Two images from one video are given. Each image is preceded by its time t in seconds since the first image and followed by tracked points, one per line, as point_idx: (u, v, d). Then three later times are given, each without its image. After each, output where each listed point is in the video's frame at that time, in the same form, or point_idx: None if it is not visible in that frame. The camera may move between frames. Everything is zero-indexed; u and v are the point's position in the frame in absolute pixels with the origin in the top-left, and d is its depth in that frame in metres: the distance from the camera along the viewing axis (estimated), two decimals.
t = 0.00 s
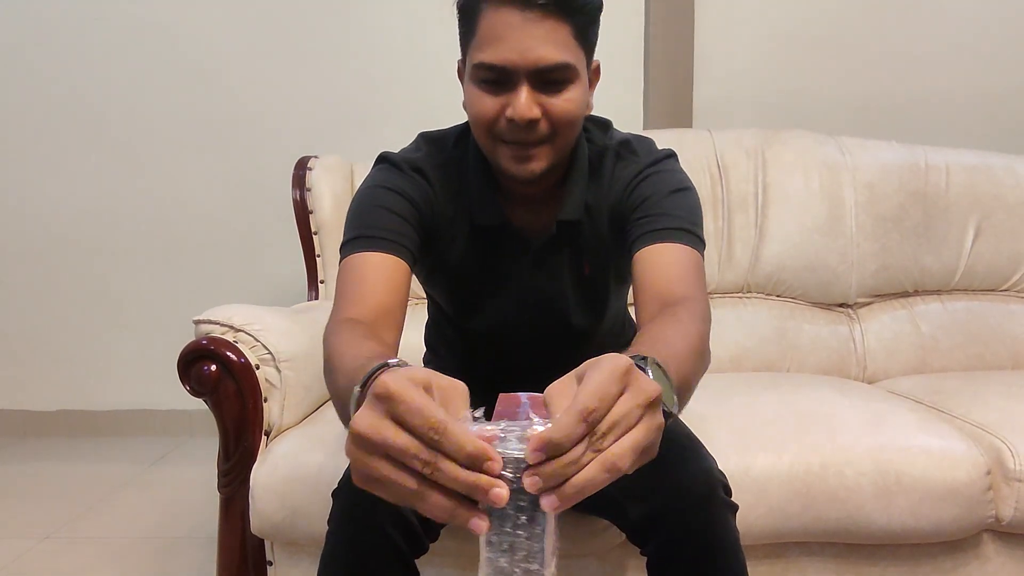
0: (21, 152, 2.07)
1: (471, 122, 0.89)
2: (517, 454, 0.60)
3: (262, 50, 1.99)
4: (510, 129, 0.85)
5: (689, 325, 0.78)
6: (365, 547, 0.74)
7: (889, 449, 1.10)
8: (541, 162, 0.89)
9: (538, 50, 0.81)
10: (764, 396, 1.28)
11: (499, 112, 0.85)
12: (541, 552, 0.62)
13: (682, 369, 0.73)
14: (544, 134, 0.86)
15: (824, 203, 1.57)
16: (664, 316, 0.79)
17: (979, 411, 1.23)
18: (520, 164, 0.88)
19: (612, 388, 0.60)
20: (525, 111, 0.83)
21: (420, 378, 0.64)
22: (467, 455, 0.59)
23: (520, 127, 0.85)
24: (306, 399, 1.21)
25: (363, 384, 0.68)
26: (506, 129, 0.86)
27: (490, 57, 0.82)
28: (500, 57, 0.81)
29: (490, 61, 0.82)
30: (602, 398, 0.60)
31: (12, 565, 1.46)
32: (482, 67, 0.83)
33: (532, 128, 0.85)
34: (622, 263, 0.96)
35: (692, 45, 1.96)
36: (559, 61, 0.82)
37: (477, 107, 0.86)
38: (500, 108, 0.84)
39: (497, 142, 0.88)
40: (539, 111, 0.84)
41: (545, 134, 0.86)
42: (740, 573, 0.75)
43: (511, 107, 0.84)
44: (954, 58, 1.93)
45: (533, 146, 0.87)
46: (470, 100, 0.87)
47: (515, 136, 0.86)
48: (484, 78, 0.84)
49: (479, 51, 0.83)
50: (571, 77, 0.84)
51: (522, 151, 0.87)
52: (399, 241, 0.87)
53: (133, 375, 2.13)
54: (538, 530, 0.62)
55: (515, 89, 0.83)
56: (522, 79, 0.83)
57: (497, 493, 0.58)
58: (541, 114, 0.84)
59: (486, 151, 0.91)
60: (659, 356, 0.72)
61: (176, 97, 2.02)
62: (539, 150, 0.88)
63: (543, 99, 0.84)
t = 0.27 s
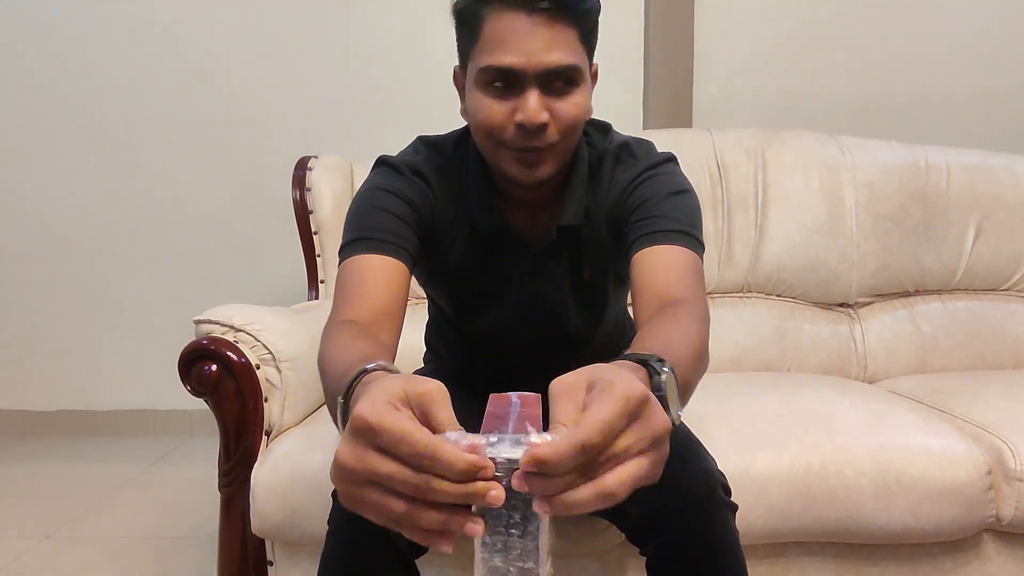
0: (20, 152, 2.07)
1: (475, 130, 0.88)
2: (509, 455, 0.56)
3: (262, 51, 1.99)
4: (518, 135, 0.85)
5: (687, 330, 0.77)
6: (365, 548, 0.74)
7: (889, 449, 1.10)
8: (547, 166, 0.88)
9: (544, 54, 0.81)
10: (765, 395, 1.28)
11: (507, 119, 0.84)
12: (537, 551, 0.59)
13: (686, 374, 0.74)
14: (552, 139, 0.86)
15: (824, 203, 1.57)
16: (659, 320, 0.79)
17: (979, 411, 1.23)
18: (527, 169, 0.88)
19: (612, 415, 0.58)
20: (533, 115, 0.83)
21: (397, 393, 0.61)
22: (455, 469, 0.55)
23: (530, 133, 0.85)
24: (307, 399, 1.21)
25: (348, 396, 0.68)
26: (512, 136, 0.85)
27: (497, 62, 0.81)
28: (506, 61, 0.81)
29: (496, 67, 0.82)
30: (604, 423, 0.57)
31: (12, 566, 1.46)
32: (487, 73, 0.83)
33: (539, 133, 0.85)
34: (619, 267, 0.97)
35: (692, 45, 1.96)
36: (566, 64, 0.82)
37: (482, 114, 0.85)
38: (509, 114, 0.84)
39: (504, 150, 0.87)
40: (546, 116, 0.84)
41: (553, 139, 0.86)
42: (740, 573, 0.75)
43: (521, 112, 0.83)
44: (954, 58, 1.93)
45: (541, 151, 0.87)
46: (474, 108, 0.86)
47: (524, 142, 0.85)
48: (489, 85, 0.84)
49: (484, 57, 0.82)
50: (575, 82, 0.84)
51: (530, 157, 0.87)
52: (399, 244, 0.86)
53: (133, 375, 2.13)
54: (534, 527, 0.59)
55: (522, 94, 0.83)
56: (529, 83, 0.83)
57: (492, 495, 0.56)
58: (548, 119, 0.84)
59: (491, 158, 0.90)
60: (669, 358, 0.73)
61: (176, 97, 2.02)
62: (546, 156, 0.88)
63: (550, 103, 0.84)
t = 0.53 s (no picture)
0: (21, 152, 2.07)
1: (491, 130, 0.86)
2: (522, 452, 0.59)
3: (262, 51, 1.99)
4: (542, 128, 0.83)
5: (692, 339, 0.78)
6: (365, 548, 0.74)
7: (889, 449, 1.10)
8: (570, 161, 0.87)
9: (562, 43, 0.81)
10: (765, 395, 1.28)
11: (528, 113, 0.83)
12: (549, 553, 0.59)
13: (694, 395, 0.76)
14: (574, 132, 0.85)
15: (825, 203, 1.57)
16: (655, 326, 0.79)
17: (980, 410, 1.23)
18: (552, 164, 0.86)
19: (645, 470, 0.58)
20: (560, 104, 0.82)
21: (391, 449, 0.60)
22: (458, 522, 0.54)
23: (553, 125, 0.83)
24: (307, 399, 1.21)
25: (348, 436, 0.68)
26: (537, 130, 0.83)
27: (516, 54, 0.81)
28: (526, 52, 0.81)
29: (515, 59, 0.81)
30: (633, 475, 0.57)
31: (13, 565, 1.46)
32: (505, 67, 0.82)
33: (563, 124, 0.83)
34: (619, 270, 0.97)
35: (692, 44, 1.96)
36: (582, 54, 0.83)
37: (503, 111, 0.83)
38: (529, 107, 0.83)
39: (523, 147, 0.85)
40: (571, 105, 0.83)
41: (574, 132, 0.85)
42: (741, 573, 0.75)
43: (542, 104, 0.82)
44: (955, 58, 1.93)
45: (562, 146, 0.86)
46: (489, 105, 0.84)
47: (547, 135, 0.84)
48: (509, 78, 0.83)
49: (500, 51, 0.82)
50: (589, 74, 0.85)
51: (552, 151, 0.85)
52: (400, 247, 0.86)
53: (134, 374, 2.13)
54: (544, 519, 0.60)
55: (546, 85, 0.83)
56: (552, 74, 0.82)
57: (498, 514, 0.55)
58: (572, 108, 0.83)
59: (506, 158, 0.88)
60: (684, 384, 0.74)
61: (176, 97, 2.02)
62: (568, 150, 0.86)
63: (571, 95, 0.83)
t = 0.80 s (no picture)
0: (20, 152, 2.07)
1: (497, 127, 0.86)
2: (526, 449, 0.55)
3: (262, 49, 1.99)
4: (546, 125, 0.84)
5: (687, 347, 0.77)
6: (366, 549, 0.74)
7: (890, 449, 1.10)
8: (575, 158, 0.87)
9: (568, 41, 0.81)
10: (765, 395, 1.28)
11: (532, 110, 0.83)
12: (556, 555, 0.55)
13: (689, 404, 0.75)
14: (578, 129, 0.85)
15: (825, 202, 1.57)
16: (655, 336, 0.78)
17: (981, 410, 1.23)
18: (556, 162, 0.86)
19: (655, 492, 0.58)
20: (564, 102, 0.82)
21: (397, 465, 0.59)
22: (455, 538, 0.53)
23: (558, 122, 0.83)
24: (307, 399, 1.21)
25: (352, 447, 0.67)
26: (541, 127, 0.84)
27: (522, 52, 0.81)
28: (532, 49, 0.81)
29: (521, 56, 0.81)
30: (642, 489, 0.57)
31: (13, 566, 1.46)
32: (511, 64, 0.82)
33: (568, 122, 0.84)
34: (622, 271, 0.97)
35: (693, 43, 1.96)
36: (588, 53, 0.82)
37: (508, 108, 0.84)
38: (534, 104, 0.83)
39: (526, 143, 0.86)
40: (575, 104, 0.83)
41: (579, 129, 0.85)
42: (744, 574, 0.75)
43: (547, 102, 0.82)
44: (956, 57, 1.93)
45: (566, 143, 0.86)
46: (495, 101, 0.85)
47: (550, 132, 0.84)
48: (514, 75, 0.83)
49: (507, 48, 0.82)
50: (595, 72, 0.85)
51: (556, 148, 0.86)
52: (403, 250, 0.86)
53: (134, 373, 2.13)
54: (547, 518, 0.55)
55: (551, 83, 0.83)
56: (557, 72, 0.82)
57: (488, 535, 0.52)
58: (577, 106, 0.83)
59: (510, 154, 0.88)
60: (678, 394, 0.73)
61: (176, 96, 2.02)
62: (573, 147, 0.86)
63: (577, 93, 0.83)
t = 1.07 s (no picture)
0: (20, 152, 2.07)
1: (487, 120, 0.87)
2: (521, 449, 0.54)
3: (262, 50, 1.99)
4: (533, 120, 0.84)
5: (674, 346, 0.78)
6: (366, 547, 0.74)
7: (890, 449, 1.10)
8: (563, 155, 0.87)
9: (559, 38, 0.81)
10: (766, 395, 1.28)
11: (521, 104, 0.84)
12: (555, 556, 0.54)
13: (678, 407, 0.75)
14: (567, 125, 0.85)
15: (825, 202, 1.57)
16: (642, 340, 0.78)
17: (981, 411, 1.23)
18: (543, 157, 0.86)
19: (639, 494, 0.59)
20: (550, 98, 0.82)
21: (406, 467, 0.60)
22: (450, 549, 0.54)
23: (546, 117, 0.84)
24: (307, 399, 1.21)
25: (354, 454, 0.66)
26: (528, 121, 0.85)
27: (513, 47, 0.82)
28: (522, 45, 0.81)
29: (513, 52, 0.82)
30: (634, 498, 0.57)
31: (13, 566, 1.46)
32: (503, 58, 0.83)
33: (554, 118, 0.84)
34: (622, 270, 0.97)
35: (693, 43, 1.96)
36: (581, 50, 0.82)
37: (497, 101, 0.84)
38: (523, 99, 0.83)
39: (515, 137, 0.86)
40: (563, 100, 0.83)
41: (568, 126, 0.85)
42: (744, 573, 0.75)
43: (535, 98, 0.83)
44: (956, 56, 1.93)
45: (555, 139, 0.86)
46: (487, 95, 0.85)
47: (539, 127, 0.85)
48: (504, 69, 0.84)
49: (500, 43, 0.82)
50: (589, 69, 0.85)
51: (545, 143, 0.86)
52: (404, 249, 0.85)
53: (134, 374, 2.13)
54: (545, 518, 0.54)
55: (539, 78, 0.83)
56: (545, 68, 0.83)
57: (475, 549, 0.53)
58: (564, 103, 0.83)
59: (502, 148, 0.88)
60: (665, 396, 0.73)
61: (176, 96, 2.02)
62: (561, 143, 0.86)
63: (566, 90, 0.84)
